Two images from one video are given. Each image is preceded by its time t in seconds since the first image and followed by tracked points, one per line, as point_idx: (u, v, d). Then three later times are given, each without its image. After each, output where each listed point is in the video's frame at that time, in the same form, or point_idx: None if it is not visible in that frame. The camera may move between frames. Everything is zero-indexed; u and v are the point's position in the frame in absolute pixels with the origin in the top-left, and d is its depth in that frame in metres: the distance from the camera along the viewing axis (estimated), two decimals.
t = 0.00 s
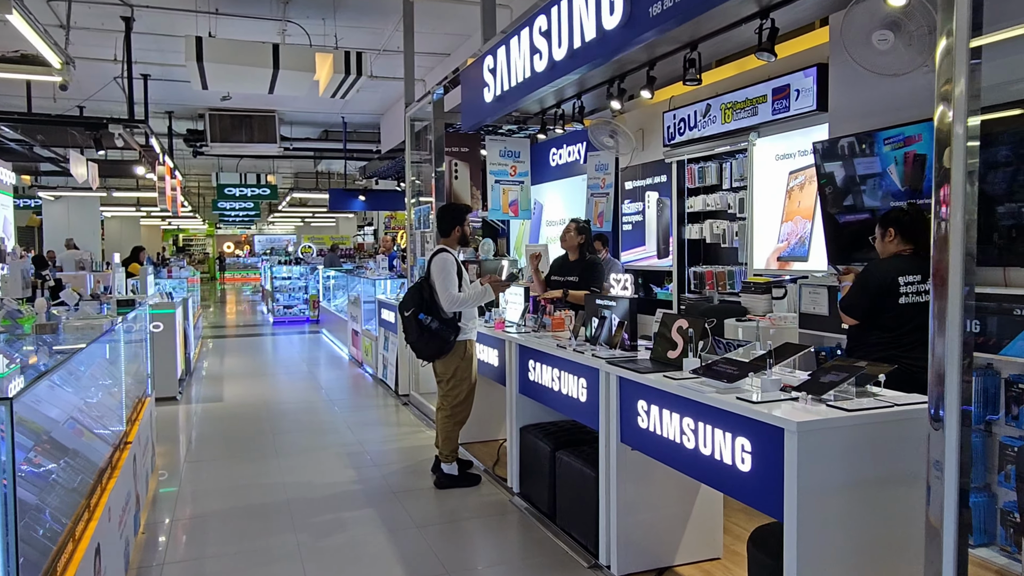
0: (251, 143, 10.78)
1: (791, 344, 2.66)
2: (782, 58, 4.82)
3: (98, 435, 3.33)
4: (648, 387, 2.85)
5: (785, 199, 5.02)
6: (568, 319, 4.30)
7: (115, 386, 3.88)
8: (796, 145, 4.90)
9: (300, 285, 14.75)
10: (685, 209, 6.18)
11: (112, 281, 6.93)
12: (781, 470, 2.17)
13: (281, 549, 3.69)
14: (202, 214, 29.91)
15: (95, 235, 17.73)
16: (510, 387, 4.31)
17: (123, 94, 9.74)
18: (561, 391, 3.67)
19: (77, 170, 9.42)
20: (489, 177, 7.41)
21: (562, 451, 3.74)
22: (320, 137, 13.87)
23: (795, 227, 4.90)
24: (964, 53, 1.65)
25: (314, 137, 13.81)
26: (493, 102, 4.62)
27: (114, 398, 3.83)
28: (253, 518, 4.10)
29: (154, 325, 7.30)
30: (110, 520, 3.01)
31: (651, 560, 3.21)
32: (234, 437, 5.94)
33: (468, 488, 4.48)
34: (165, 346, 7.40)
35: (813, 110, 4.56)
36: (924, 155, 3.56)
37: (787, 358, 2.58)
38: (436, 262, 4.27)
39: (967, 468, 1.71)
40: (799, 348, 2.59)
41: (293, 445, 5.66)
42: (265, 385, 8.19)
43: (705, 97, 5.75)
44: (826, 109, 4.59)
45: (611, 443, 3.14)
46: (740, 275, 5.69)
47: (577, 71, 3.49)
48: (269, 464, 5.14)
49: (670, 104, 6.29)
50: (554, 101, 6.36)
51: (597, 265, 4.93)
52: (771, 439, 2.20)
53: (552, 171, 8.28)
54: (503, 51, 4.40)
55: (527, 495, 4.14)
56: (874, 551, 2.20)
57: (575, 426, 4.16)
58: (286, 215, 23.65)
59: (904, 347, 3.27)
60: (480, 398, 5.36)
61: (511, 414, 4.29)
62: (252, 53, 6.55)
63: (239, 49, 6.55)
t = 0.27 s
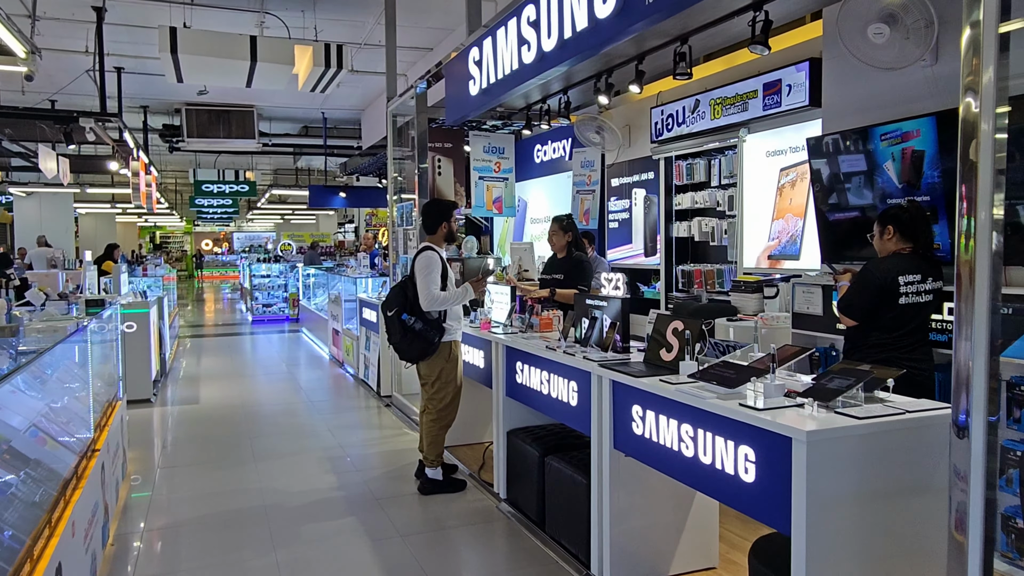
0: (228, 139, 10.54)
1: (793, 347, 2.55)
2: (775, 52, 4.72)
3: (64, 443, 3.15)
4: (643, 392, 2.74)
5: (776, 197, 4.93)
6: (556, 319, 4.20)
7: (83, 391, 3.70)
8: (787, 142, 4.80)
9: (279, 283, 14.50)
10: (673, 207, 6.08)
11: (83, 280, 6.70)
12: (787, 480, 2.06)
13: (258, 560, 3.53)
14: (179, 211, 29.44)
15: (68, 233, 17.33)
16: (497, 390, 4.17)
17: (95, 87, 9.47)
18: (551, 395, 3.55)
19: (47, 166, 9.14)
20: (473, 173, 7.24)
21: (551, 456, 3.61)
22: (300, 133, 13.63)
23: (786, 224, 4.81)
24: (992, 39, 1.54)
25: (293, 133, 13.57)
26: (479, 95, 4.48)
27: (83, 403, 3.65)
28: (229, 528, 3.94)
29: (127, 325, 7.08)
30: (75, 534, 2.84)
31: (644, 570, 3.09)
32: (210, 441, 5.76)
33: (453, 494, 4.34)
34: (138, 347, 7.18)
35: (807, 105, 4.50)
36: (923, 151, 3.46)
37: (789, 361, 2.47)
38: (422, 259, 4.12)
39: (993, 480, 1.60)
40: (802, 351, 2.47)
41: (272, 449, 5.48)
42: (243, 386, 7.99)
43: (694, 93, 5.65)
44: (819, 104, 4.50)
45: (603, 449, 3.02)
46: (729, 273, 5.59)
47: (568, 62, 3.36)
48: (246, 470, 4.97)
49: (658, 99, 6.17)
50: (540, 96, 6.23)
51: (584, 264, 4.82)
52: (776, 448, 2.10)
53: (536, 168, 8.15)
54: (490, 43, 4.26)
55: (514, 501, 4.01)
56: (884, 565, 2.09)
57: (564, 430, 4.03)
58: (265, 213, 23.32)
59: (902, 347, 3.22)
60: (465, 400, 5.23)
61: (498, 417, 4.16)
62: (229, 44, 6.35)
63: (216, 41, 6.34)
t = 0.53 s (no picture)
0: (203, 134, 10.30)
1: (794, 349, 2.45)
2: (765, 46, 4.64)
3: (25, 452, 2.98)
4: (636, 396, 2.63)
5: (764, 194, 4.86)
6: (542, 319, 4.10)
7: (48, 396, 3.52)
8: (776, 138, 4.74)
9: (257, 281, 14.26)
10: (659, 204, 6.00)
11: (51, 278, 6.47)
12: (792, 491, 1.97)
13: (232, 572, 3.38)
14: (153, 208, 28.93)
15: (38, 230, 16.91)
16: (482, 392, 4.05)
17: (64, 79, 9.18)
18: (538, 398, 3.43)
19: (14, 160, 8.85)
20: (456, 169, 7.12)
21: (538, 461, 3.50)
22: (277, 128, 13.38)
23: (775, 222, 4.74)
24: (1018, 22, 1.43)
25: (271, 128, 13.33)
26: (464, 88, 4.35)
27: (47, 410, 3.47)
28: (203, 538, 3.78)
29: (98, 325, 6.86)
30: (35, 551, 2.67)
31: None
32: (183, 446, 5.57)
33: (436, 500, 4.21)
34: (110, 348, 6.96)
35: (796, 102, 4.42)
36: (917, 148, 3.39)
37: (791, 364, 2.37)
38: (406, 258, 3.97)
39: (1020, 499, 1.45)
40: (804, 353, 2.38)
41: (248, 454, 5.31)
42: (219, 387, 7.79)
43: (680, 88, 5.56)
44: (809, 100, 4.43)
45: (595, 455, 2.92)
46: (718, 271, 5.49)
47: (556, 54, 3.24)
48: (222, 476, 4.80)
49: (643, 95, 6.08)
50: (524, 91, 6.10)
51: (571, 262, 4.72)
52: (780, 456, 2.00)
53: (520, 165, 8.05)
54: (474, 34, 4.14)
55: (500, 506, 3.90)
56: None
57: (551, 433, 3.93)
58: (243, 209, 22.97)
59: (898, 348, 3.16)
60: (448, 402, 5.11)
61: (484, 420, 4.04)
62: (203, 36, 6.15)
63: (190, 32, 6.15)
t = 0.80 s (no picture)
0: (176, 129, 10.05)
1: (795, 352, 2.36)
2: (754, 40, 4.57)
3: None
4: (632, 399, 2.53)
5: (753, 191, 4.79)
6: (529, 319, 3.99)
7: (10, 402, 3.34)
8: (765, 134, 4.67)
9: (232, 279, 13.99)
10: (644, 201, 5.92)
11: (16, 276, 6.23)
12: (799, 499, 1.88)
13: None
14: (125, 205, 28.36)
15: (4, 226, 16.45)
16: (467, 394, 3.93)
17: (30, 71, 8.89)
18: (527, 401, 3.32)
19: None
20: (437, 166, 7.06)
21: (527, 466, 3.39)
22: (253, 123, 13.12)
23: (763, 220, 4.67)
24: None
25: (246, 124, 13.06)
26: (448, 80, 4.23)
27: (9, 416, 3.30)
28: (176, 550, 3.62)
29: (65, 326, 6.62)
30: None
31: None
32: (156, 451, 5.38)
33: (420, 505, 4.09)
34: (78, 349, 6.72)
35: (785, 97, 4.36)
36: (912, 144, 3.34)
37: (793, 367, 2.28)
38: (397, 255, 3.83)
39: None
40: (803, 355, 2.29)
41: (224, 458, 5.14)
42: (193, 389, 7.58)
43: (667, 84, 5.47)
44: (799, 95, 4.37)
45: (587, 460, 2.81)
46: (706, 269, 5.39)
47: (546, 44, 3.13)
48: (196, 482, 4.63)
49: (628, 91, 5.99)
50: (507, 86, 5.97)
51: (558, 260, 4.62)
52: (786, 463, 1.91)
53: (502, 161, 7.95)
54: (459, 25, 4.01)
55: (486, 512, 3.78)
56: None
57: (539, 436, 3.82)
58: (217, 206, 22.58)
59: (895, 348, 3.10)
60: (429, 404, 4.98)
61: (469, 424, 3.92)
62: (176, 26, 5.95)
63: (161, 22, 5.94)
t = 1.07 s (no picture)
0: (145, 122, 9.76)
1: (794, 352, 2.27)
2: (742, 34, 4.50)
3: None
4: (632, 403, 2.44)
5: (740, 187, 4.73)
6: (515, 318, 3.89)
7: None
8: (753, 129, 4.61)
9: (204, 277, 13.69)
10: (628, 197, 5.84)
11: None
12: (814, 510, 1.80)
13: None
14: (92, 200, 27.71)
15: None
16: (454, 396, 3.82)
17: None
18: (518, 403, 3.22)
19: None
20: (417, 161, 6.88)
21: (517, 470, 3.29)
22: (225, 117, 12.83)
23: (751, 216, 4.62)
24: None
25: (218, 117, 12.76)
26: (432, 73, 4.10)
27: None
28: (148, 562, 3.46)
29: (30, 326, 6.37)
30: None
31: None
32: (126, 456, 5.18)
33: (404, 511, 3.96)
34: (44, 350, 6.47)
35: (774, 92, 4.29)
36: (907, 139, 3.28)
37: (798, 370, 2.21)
38: (381, 254, 3.73)
39: None
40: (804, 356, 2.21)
41: (198, 463, 4.96)
42: (165, 390, 7.36)
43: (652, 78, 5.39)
44: (788, 90, 4.31)
45: (583, 466, 2.72)
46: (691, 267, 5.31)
47: (536, 34, 3.02)
48: (170, 489, 4.45)
49: (612, 85, 5.91)
50: (489, 79, 5.84)
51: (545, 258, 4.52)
52: (800, 472, 1.83)
53: (482, 157, 7.83)
54: (443, 15, 3.90)
55: (474, 517, 3.67)
56: None
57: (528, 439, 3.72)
58: (188, 202, 22.13)
59: (892, 347, 3.05)
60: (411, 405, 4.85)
61: (456, 426, 3.80)
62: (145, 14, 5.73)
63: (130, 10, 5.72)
